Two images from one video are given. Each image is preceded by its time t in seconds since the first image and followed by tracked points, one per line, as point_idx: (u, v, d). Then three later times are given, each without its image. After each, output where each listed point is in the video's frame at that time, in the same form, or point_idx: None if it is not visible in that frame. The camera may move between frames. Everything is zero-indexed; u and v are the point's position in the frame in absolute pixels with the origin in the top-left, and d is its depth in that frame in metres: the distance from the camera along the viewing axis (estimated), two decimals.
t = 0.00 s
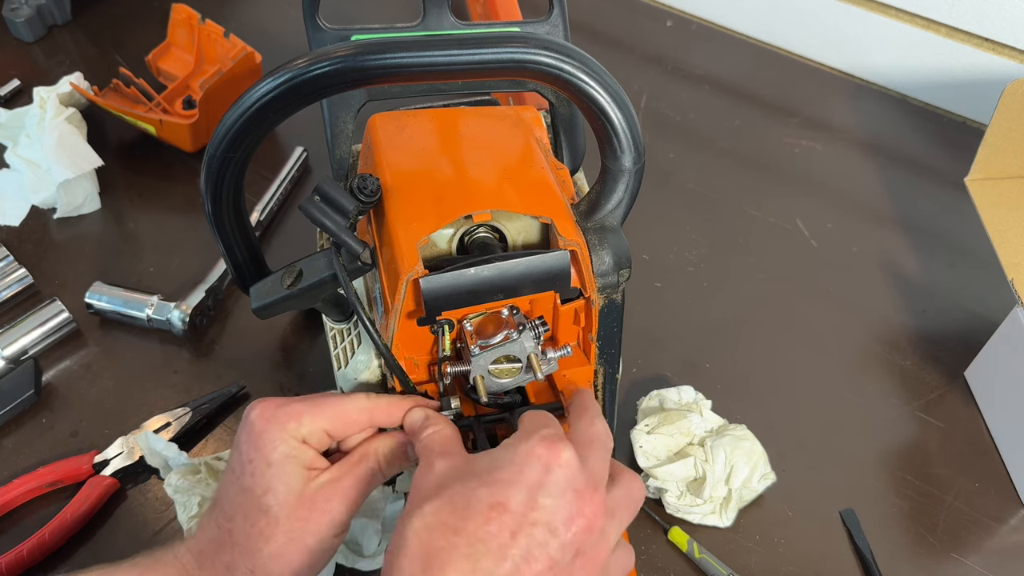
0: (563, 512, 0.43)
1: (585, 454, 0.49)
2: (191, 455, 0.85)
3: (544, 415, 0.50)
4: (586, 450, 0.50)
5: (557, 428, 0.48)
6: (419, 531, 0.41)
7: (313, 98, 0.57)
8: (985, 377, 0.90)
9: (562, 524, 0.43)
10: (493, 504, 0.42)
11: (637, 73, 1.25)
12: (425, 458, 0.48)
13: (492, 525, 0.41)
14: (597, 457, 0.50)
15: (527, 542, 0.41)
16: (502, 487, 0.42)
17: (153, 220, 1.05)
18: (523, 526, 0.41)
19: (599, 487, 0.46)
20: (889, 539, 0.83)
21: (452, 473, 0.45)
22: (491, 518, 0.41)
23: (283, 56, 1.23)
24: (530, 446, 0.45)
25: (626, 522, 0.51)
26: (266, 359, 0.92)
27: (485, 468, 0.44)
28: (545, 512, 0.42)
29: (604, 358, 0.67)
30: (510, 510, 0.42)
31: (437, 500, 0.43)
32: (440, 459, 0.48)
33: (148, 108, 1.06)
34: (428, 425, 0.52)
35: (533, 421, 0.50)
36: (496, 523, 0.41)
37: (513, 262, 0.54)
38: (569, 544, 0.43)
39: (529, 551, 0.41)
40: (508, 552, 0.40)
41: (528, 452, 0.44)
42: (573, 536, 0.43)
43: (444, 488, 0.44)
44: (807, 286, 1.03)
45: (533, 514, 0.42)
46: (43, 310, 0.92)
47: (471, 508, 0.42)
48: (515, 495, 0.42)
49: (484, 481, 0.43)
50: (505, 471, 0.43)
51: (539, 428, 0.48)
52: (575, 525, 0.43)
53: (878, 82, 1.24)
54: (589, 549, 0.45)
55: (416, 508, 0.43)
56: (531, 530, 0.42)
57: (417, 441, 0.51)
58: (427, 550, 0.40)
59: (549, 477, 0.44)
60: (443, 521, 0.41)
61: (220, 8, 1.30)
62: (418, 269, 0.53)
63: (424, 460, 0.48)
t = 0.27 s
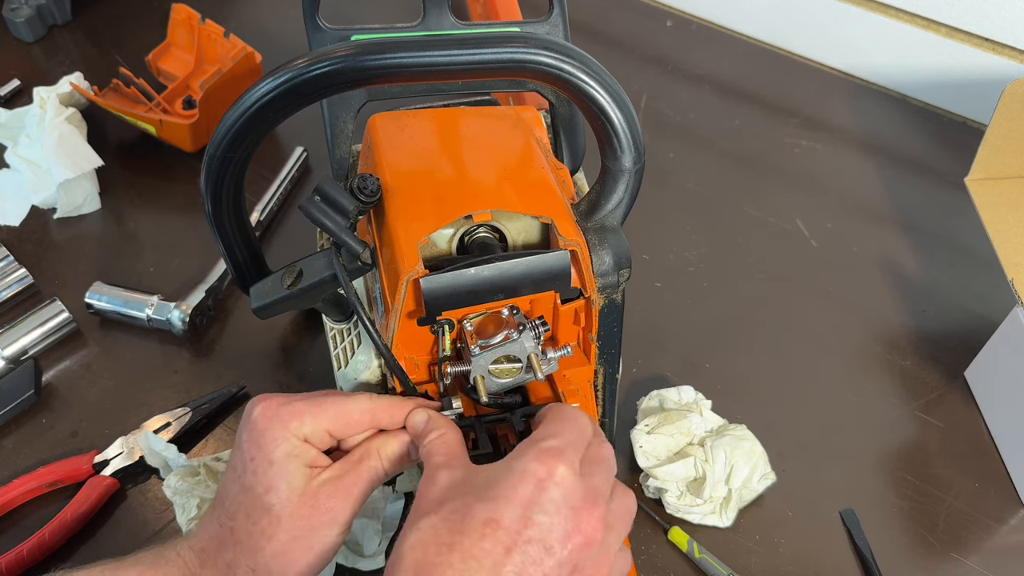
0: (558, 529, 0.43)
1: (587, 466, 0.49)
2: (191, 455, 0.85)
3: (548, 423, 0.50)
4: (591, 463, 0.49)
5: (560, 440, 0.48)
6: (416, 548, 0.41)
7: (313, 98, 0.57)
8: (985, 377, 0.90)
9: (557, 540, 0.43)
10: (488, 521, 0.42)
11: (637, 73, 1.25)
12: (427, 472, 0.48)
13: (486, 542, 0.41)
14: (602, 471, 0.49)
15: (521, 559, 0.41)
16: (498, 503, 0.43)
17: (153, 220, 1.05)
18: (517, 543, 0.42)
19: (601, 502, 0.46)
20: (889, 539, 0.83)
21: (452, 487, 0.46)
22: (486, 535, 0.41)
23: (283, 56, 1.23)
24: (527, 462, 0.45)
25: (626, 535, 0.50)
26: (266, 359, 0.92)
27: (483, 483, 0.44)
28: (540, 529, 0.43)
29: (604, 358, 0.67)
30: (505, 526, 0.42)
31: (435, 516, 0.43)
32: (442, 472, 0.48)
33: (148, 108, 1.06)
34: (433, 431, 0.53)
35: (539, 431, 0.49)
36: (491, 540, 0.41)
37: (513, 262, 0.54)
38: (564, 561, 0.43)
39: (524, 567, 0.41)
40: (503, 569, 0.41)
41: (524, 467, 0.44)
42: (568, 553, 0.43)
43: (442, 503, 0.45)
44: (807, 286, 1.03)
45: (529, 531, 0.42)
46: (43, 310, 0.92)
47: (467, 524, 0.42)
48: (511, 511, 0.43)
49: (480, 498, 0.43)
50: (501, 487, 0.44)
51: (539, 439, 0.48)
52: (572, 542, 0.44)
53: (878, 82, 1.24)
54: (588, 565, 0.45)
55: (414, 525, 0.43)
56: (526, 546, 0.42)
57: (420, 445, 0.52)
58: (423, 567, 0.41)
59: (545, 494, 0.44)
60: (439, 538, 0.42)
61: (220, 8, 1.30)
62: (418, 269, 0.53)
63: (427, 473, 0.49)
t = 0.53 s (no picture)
0: (546, 525, 0.43)
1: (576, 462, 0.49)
2: (191, 455, 0.85)
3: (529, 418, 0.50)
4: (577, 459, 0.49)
5: (545, 436, 0.48)
6: (402, 550, 0.41)
7: (313, 98, 0.57)
8: (985, 377, 0.90)
9: (546, 537, 0.43)
10: (476, 521, 0.42)
11: (637, 73, 1.25)
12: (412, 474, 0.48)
13: (474, 542, 0.41)
14: (588, 466, 0.49)
15: (510, 557, 0.41)
16: (484, 503, 0.43)
17: (153, 220, 1.05)
18: (507, 543, 0.42)
19: (589, 497, 0.46)
20: (889, 539, 0.83)
21: (436, 487, 0.46)
22: (474, 535, 0.41)
23: (283, 56, 1.23)
24: (512, 460, 0.45)
25: (618, 530, 0.50)
26: (266, 359, 0.92)
27: (469, 482, 0.44)
28: (528, 525, 0.43)
29: (604, 358, 0.67)
30: (493, 526, 0.42)
31: (421, 517, 0.43)
32: (427, 474, 0.48)
33: (148, 108, 1.06)
34: (427, 435, 0.53)
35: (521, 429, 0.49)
36: (480, 540, 0.41)
37: (513, 262, 0.54)
38: (555, 558, 0.43)
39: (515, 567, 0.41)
40: (493, 568, 0.41)
41: (508, 465, 0.45)
42: (558, 549, 0.43)
43: (427, 503, 0.44)
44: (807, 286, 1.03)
45: (516, 529, 0.42)
46: (43, 310, 0.92)
47: (454, 525, 0.42)
48: (497, 511, 0.43)
49: (466, 496, 0.43)
50: (487, 487, 0.44)
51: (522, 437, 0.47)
52: (561, 538, 0.44)
53: (878, 82, 1.24)
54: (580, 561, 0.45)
55: (401, 526, 0.43)
56: (514, 544, 0.42)
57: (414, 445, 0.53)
58: (410, 568, 0.40)
59: (531, 490, 0.44)
60: (425, 538, 0.41)
61: (221, 8, 1.30)
62: (418, 269, 0.53)
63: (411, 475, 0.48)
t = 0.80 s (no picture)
0: (582, 498, 0.44)
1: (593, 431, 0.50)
2: (191, 455, 0.85)
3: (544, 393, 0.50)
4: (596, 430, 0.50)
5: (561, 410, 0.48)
6: (443, 545, 0.41)
7: (313, 98, 0.57)
8: (985, 377, 0.90)
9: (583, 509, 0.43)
10: (513, 505, 0.42)
11: (637, 73, 1.25)
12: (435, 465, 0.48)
13: (515, 526, 0.41)
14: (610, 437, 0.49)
15: (553, 535, 0.42)
16: (517, 487, 0.43)
17: (153, 220, 1.05)
18: (548, 523, 0.42)
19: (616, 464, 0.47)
20: (889, 539, 0.83)
21: (466, 478, 0.45)
22: (514, 519, 0.42)
23: (283, 56, 1.23)
24: (539, 439, 0.45)
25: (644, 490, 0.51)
26: (266, 359, 0.92)
27: (498, 467, 0.44)
28: (565, 502, 0.43)
29: (604, 358, 0.67)
30: (531, 508, 0.42)
31: (455, 510, 0.42)
32: (451, 464, 0.47)
33: (148, 108, 1.06)
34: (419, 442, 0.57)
35: (539, 405, 0.49)
36: (521, 523, 0.41)
37: (513, 262, 0.54)
38: (594, 529, 0.44)
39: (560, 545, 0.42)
40: (537, 550, 0.41)
41: (534, 446, 0.44)
42: (596, 520, 0.44)
43: (458, 496, 0.44)
44: (807, 286, 1.03)
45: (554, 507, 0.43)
46: (43, 310, 0.92)
47: (493, 514, 0.42)
48: (534, 492, 0.43)
49: (497, 482, 0.43)
50: (519, 470, 0.44)
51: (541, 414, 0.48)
52: (596, 509, 0.44)
53: (878, 82, 1.24)
54: (616, 531, 0.46)
55: (436, 521, 0.43)
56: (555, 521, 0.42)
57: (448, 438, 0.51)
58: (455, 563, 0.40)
59: (561, 467, 0.44)
60: (465, 531, 0.41)
61: (220, 8, 1.30)
62: (418, 269, 0.53)
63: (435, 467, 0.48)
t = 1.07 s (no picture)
0: (560, 417, 0.44)
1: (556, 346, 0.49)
2: (191, 454, 0.85)
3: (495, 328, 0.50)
4: (558, 340, 0.49)
5: (509, 346, 0.48)
6: (469, 522, 0.44)
7: (313, 98, 0.57)
8: (985, 377, 0.90)
9: (568, 425, 0.44)
10: (504, 457, 0.43)
11: (637, 73, 1.25)
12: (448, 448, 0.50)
13: (514, 476, 0.43)
14: (575, 339, 0.49)
15: (551, 464, 0.43)
16: (498, 441, 0.44)
17: (153, 220, 1.05)
18: (540, 458, 0.43)
19: (581, 366, 0.46)
20: (889, 539, 0.83)
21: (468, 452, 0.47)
22: (510, 470, 0.43)
23: (283, 56, 1.23)
24: (495, 388, 0.45)
25: (633, 364, 0.51)
26: (266, 359, 0.92)
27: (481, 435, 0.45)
28: (545, 429, 0.44)
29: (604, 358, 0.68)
30: (520, 454, 0.43)
31: (470, 490, 0.45)
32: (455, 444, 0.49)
33: (148, 108, 1.06)
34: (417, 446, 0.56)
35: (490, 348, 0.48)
36: (517, 471, 0.43)
37: (513, 262, 0.54)
38: (588, 434, 0.44)
39: (564, 468, 0.43)
40: (545, 486, 0.42)
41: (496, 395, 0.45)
42: (586, 427, 0.44)
43: (467, 472, 0.46)
44: (807, 286, 1.03)
45: (541, 440, 0.43)
46: (43, 310, 0.92)
47: (493, 477, 0.43)
48: (513, 437, 0.43)
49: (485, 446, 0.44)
50: (493, 426, 0.44)
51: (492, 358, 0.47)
52: (578, 418, 0.44)
53: (878, 82, 1.24)
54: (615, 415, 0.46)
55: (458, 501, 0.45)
56: (547, 451, 0.43)
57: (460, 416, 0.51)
58: (485, 534, 0.43)
59: (527, 401, 0.44)
60: (480, 503, 0.43)
61: (220, 8, 1.30)
62: (418, 269, 0.53)
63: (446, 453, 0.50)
